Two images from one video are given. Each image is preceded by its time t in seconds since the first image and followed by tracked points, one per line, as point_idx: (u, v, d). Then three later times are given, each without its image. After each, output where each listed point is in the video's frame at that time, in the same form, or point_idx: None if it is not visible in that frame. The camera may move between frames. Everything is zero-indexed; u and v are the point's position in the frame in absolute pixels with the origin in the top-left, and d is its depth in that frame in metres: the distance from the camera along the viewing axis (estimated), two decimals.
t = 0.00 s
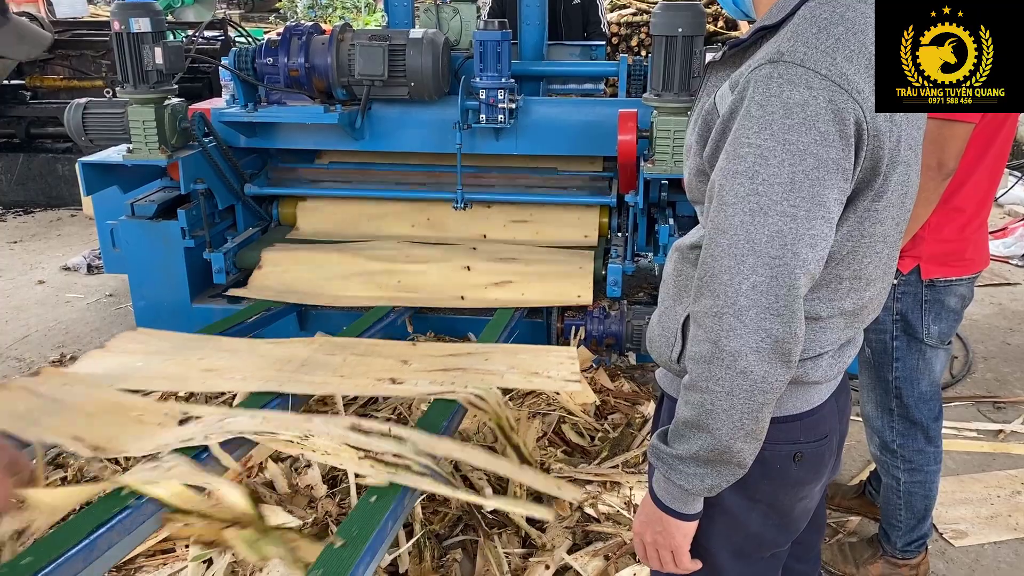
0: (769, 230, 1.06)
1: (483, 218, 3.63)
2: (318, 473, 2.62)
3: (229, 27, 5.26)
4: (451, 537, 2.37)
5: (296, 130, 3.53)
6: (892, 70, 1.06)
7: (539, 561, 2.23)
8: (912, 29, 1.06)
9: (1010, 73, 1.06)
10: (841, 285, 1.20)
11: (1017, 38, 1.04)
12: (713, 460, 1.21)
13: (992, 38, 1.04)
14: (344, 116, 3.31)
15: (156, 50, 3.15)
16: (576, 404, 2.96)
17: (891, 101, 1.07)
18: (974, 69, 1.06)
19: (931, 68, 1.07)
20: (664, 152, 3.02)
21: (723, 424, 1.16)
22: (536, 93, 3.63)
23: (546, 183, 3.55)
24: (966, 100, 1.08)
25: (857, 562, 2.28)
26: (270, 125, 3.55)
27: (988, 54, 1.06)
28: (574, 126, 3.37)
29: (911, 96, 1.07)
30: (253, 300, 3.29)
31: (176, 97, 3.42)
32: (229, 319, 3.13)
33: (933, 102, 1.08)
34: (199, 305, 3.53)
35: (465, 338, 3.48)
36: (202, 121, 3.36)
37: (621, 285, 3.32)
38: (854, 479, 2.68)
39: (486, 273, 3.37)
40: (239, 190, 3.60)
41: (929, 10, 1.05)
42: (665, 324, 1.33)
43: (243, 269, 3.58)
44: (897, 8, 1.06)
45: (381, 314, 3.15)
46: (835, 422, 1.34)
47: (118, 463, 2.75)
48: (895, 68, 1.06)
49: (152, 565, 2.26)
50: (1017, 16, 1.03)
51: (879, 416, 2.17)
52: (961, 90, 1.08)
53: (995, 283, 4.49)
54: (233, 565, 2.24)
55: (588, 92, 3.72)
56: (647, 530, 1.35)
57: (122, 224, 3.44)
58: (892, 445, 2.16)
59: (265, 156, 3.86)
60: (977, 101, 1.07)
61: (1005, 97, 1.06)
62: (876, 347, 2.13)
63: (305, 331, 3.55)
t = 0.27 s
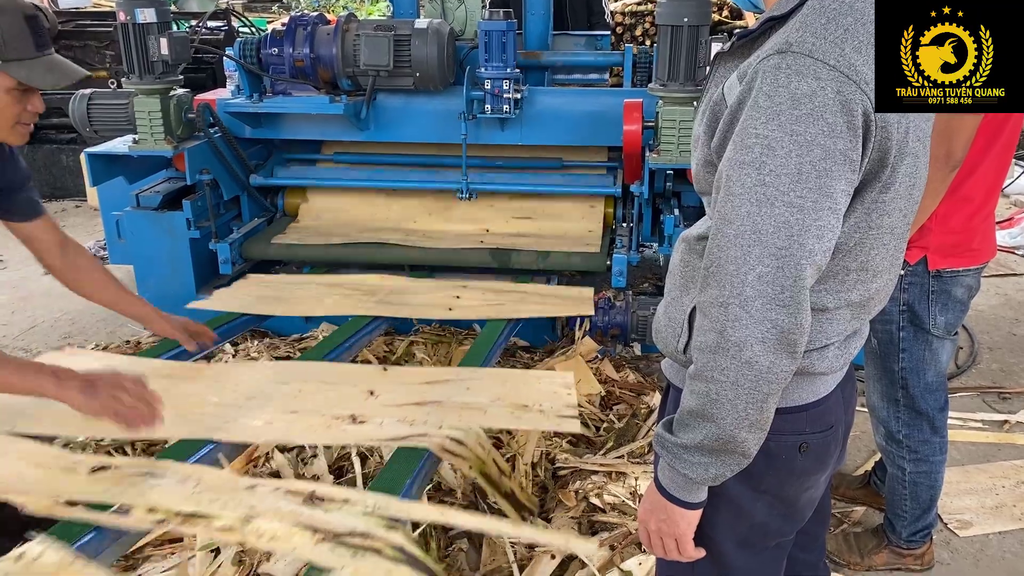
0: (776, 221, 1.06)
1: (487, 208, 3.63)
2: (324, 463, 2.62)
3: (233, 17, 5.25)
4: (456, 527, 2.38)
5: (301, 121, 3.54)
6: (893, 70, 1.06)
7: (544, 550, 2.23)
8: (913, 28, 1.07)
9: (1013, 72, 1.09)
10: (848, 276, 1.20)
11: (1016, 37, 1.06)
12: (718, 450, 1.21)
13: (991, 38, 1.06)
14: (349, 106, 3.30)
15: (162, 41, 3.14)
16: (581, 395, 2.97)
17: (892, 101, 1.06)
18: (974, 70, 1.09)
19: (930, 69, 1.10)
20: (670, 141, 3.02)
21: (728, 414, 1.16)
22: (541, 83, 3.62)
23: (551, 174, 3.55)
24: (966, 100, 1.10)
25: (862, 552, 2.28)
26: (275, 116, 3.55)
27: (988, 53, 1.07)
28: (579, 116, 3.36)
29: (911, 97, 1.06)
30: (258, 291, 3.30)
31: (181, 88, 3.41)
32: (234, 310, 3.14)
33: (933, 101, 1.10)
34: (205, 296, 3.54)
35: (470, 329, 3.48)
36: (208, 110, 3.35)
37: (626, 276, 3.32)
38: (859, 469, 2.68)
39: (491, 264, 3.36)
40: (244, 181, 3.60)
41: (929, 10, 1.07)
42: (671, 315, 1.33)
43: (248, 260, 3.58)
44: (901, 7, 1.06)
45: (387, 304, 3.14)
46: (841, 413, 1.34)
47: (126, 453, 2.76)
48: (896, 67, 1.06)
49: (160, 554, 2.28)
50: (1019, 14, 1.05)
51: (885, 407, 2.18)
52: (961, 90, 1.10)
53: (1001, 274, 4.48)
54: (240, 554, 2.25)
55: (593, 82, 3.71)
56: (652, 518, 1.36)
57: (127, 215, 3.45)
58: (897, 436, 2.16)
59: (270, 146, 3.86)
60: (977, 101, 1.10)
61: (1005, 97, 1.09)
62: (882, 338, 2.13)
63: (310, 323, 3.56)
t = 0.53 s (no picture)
0: (791, 210, 1.06)
1: (494, 195, 3.62)
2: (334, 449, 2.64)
3: (237, 3, 5.23)
4: (465, 513, 2.38)
5: (308, 108, 3.53)
6: (892, 69, 1.03)
7: (553, 536, 2.24)
8: (912, 28, 1.04)
9: (1010, 72, 1.05)
10: (862, 265, 1.19)
11: (1016, 38, 1.03)
12: (732, 439, 1.21)
13: (991, 38, 1.03)
14: (356, 93, 3.29)
15: (169, 27, 3.11)
16: (589, 382, 2.97)
17: (891, 102, 1.04)
18: (973, 69, 1.05)
19: (928, 70, 1.06)
20: (678, 127, 3.01)
21: (743, 403, 1.16)
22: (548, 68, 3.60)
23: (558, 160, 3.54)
24: (966, 101, 1.07)
25: (870, 538, 2.29)
26: (282, 102, 3.54)
27: (988, 53, 1.04)
28: (586, 102, 3.35)
29: (911, 97, 1.04)
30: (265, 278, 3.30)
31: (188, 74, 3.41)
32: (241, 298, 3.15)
33: (932, 103, 1.06)
34: (213, 283, 3.55)
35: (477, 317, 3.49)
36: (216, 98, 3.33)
37: (633, 262, 3.31)
38: (867, 456, 2.69)
39: (498, 250, 3.35)
40: (251, 167, 3.60)
41: (928, 10, 1.04)
42: (684, 304, 1.33)
43: (256, 247, 3.58)
44: (899, 7, 1.03)
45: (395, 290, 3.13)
46: (853, 400, 1.34)
47: (135, 439, 2.77)
48: (895, 67, 1.03)
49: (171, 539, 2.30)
50: (1017, 15, 1.02)
51: (894, 394, 2.18)
52: (961, 90, 1.06)
53: (1010, 260, 4.46)
54: (251, 540, 2.27)
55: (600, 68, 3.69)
56: (666, 507, 1.36)
57: (135, 203, 3.44)
58: (906, 423, 2.16)
59: (276, 132, 3.85)
60: (977, 102, 1.06)
61: (1005, 97, 1.05)
62: (891, 325, 2.12)
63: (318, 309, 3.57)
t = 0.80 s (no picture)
0: (816, 190, 1.04)
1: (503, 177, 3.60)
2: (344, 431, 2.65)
3: None
4: (476, 494, 2.39)
5: (316, 89, 3.50)
6: (892, 69, 1.02)
7: (564, 518, 2.24)
8: (913, 29, 1.06)
9: (1011, 73, 1.11)
10: (887, 244, 1.18)
11: (1016, 38, 1.08)
12: (753, 422, 1.20)
13: (991, 39, 1.09)
14: (365, 73, 3.26)
15: (177, 7, 3.08)
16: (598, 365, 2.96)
17: (889, 102, 1.02)
18: (973, 69, 1.11)
19: (931, 69, 1.10)
20: (690, 106, 2.98)
21: (764, 386, 1.15)
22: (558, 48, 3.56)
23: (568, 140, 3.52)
24: (967, 100, 1.11)
25: (882, 521, 2.28)
26: (290, 84, 3.52)
27: (988, 53, 1.10)
28: (596, 82, 3.31)
29: (910, 96, 1.03)
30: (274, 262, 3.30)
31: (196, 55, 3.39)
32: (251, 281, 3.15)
33: (933, 101, 1.09)
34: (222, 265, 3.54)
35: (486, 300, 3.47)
36: (224, 78, 3.34)
37: (643, 244, 3.30)
38: (878, 438, 2.68)
39: (507, 232, 3.35)
40: (259, 150, 3.58)
41: (929, 10, 1.08)
42: (704, 287, 1.31)
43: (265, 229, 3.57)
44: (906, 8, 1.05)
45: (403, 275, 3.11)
46: (875, 384, 1.33)
47: (146, 422, 2.78)
48: (896, 67, 1.02)
49: (183, 521, 2.31)
50: (1017, 15, 1.07)
51: (908, 375, 2.16)
52: (962, 90, 1.11)
53: None
54: (263, 521, 2.27)
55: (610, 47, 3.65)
56: (680, 487, 1.36)
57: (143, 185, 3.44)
58: (920, 405, 2.15)
59: (284, 114, 3.82)
60: (978, 101, 1.12)
61: (1005, 96, 1.11)
62: (906, 306, 2.10)
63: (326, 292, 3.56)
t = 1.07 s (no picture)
0: (823, 145, 1.01)
1: (514, 150, 3.56)
2: (356, 407, 2.64)
3: None
4: (490, 469, 2.38)
5: (326, 62, 3.46)
6: (893, 68, 0.99)
7: (578, 493, 2.24)
8: (913, 28, 1.03)
9: (1012, 71, 1.07)
10: (922, 202, 1.14)
11: (1016, 38, 1.05)
12: (758, 383, 1.18)
13: (991, 38, 1.06)
14: (375, 46, 3.22)
15: None
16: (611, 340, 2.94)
17: (890, 101, 0.99)
18: (972, 67, 1.07)
19: (927, 67, 1.05)
20: (705, 77, 2.92)
21: (769, 345, 1.13)
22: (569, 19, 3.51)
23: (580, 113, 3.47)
24: (967, 100, 1.07)
25: (899, 496, 2.26)
26: (299, 57, 3.48)
27: (988, 52, 1.06)
28: (609, 54, 3.26)
29: (910, 97, 1.00)
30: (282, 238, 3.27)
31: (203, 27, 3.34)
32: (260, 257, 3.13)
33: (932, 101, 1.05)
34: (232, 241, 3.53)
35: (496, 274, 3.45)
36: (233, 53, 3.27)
37: (657, 217, 3.26)
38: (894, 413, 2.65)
39: (517, 207, 3.31)
40: (270, 123, 3.55)
41: (929, 10, 1.05)
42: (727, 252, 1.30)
43: (275, 204, 3.54)
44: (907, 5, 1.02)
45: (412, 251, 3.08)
46: (917, 355, 1.32)
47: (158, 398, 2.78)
48: (896, 67, 0.99)
49: (196, 496, 2.31)
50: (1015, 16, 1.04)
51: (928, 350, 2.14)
52: (961, 90, 1.07)
53: None
54: (276, 497, 2.27)
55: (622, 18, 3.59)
56: (686, 448, 1.34)
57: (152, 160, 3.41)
58: (940, 379, 2.13)
59: (293, 89, 3.78)
60: (977, 101, 1.08)
61: (1004, 96, 1.08)
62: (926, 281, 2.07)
63: (337, 268, 3.53)
